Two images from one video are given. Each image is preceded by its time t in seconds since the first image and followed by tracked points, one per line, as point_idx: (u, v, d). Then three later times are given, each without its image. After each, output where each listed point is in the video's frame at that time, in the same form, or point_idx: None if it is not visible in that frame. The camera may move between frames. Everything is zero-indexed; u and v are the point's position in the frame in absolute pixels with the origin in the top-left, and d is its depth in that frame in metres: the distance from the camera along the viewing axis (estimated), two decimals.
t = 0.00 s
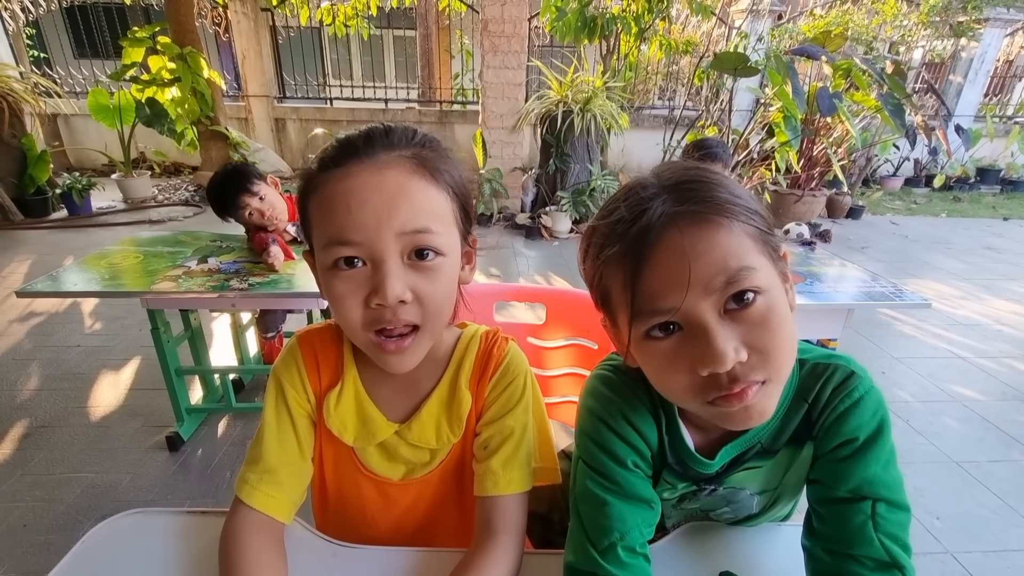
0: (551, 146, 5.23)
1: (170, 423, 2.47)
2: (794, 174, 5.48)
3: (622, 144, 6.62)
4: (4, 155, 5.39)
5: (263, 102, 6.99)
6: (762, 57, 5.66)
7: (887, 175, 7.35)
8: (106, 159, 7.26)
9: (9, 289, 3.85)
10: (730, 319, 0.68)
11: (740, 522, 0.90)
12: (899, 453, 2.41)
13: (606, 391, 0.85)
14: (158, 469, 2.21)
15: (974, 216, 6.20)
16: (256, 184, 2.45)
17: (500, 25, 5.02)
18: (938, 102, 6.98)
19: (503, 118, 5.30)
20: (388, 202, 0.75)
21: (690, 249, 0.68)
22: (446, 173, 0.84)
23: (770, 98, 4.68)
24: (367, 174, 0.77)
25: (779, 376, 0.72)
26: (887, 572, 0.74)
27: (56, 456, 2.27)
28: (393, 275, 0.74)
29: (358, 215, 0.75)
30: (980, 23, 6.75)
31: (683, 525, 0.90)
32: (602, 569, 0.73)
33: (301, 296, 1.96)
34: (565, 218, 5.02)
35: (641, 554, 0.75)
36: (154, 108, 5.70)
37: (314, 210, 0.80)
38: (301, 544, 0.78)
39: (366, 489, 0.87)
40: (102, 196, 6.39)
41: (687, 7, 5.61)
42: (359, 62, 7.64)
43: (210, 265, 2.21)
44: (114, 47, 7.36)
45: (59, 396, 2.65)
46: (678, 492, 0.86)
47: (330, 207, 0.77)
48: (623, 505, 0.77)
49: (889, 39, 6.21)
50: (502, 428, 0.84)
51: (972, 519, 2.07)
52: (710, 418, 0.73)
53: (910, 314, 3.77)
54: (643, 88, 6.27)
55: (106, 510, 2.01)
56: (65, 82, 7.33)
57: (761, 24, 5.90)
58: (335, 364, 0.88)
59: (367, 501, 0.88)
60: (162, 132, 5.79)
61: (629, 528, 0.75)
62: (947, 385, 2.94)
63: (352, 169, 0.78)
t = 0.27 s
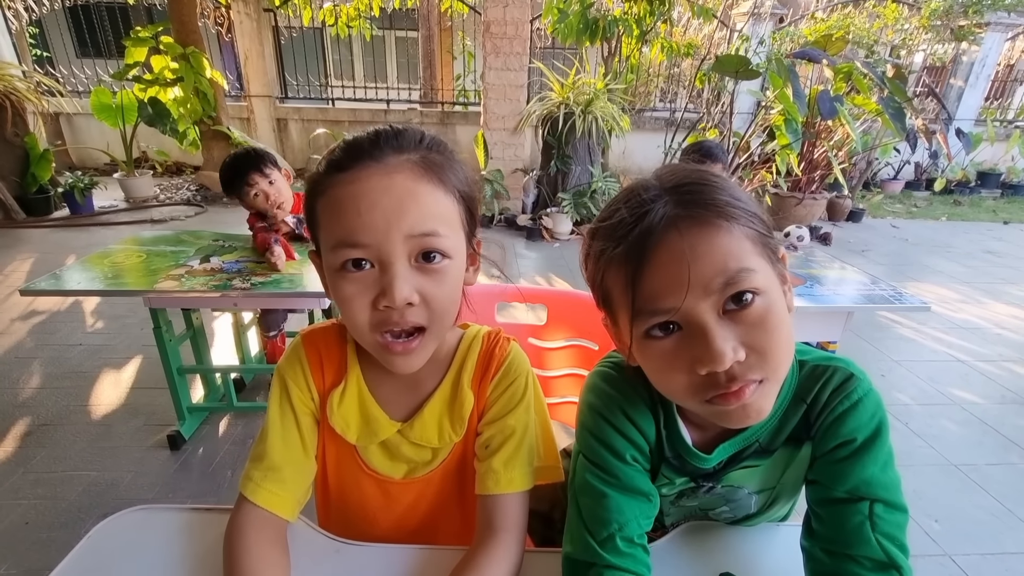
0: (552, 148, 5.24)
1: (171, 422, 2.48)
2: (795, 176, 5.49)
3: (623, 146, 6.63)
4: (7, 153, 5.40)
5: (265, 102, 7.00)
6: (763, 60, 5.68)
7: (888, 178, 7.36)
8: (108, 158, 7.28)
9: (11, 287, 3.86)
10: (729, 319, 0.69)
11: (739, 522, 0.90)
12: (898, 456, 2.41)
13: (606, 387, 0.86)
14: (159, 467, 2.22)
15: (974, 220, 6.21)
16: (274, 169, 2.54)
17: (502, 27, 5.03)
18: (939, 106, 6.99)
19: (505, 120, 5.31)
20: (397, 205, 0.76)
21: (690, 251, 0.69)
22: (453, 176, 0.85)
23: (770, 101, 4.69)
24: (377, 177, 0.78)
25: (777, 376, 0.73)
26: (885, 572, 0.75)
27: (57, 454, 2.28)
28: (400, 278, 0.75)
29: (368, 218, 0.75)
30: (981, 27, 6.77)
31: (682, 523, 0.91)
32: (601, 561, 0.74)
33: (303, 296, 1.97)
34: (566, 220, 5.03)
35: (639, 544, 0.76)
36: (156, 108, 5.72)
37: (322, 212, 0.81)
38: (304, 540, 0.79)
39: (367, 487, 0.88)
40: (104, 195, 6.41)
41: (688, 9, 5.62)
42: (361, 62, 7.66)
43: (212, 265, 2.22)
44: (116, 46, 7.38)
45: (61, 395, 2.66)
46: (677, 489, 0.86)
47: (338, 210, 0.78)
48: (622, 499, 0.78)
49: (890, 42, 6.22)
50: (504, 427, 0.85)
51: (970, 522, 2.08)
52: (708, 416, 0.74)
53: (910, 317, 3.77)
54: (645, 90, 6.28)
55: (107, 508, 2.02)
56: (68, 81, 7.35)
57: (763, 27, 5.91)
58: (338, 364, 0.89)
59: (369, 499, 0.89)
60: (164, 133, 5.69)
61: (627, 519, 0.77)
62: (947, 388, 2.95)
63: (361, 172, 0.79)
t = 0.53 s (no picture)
0: (552, 149, 5.25)
1: (172, 422, 2.49)
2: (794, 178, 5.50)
3: (623, 147, 6.65)
4: (8, 154, 5.41)
5: (266, 103, 7.01)
6: (762, 62, 5.69)
7: (888, 179, 7.37)
8: (109, 159, 7.29)
9: (13, 288, 3.87)
10: (732, 317, 0.70)
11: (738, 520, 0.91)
12: (897, 456, 2.42)
13: (608, 387, 0.87)
14: (161, 467, 2.23)
15: (974, 222, 6.22)
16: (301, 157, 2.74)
17: (502, 28, 5.04)
18: (939, 107, 7.00)
19: (505, 121, 5.33)
20: (402, 207, 0.77)
21: (691, 251, 0.70)
22: (457, 178, 0.87)
23: (770, 102, 4.71)
24: (381, 178, 0.79)
25: (780, 372, 0.74)
26: (883, 569, 0.76)
27: (59, 454, 2.29)
28: (405, 277, 0.76)
29: (373, 218, 0.77)
30: (980, 29, 6.79)
31: (682, 522, 0.92)
32: (606, 561, 0.75)
33: (304, 296, 1.98)
34: (566, 221, 5.04)
35: (643, 545, 0.77)
36: (157, 109, 5.76)
37: (328, 213, 0.82)
38: (309, 538, 0.80)
39: (372, 487, 0.89)
40: (105, 196, 6.42)
41: (688, 11, 5.63)
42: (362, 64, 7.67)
43: (214, 266, 2.23)
44: (118, 47, 7.39)
45: (63, 395, 2.67)
46: (677, 487, 0.87)
47: (343, 211, 0.79)
48: (624, 497, 0.79)
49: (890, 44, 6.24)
50: (508, 427, 0.86)
51: (969, 522, 2.08)
52: (714, 414, 0.75)
53: (909, 318, 3.78)
54: (645, 92, 6.30)
55: (109, 508, 2.02)
56: (70, 82, 7.37)
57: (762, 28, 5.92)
58: (343, 364, 0.90)
59: (374, 498, 0.90)
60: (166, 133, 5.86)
61: (630, 520, 0.77)
62: (946, 389, 2.96)
63: (367, 174, 0.80)
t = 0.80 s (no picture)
0: (553, 150, 5.26)
1: (174, 422, 2.50)
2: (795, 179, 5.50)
3: (624, 148, 6.66)
4: (11, 154, 5.43)
5: (268, 104, 7.03)
6: (764, 63, 5.70)
7: (889, 180, 7.37)
8: (111, 159, 7.31)
9: (15, 288, 3.88)
10: (735, 316, 0.70)
11: (740, 516, 0.92)
12: (898, 457, 2.42)
13: (616, 377, 0.87)
14: (162, 466, 2.23)
15: (975, 223, 6.22)
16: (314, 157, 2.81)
17: (504, 29, 5.05)
18: (940, 108, 7.00)
19: (506, 122, 5.33)
20: (404, 200, 0.78)
21: (689, 254, 0.71)
22: (458, 174, 0.87)
23: (771, 103, 4.71)
24: (384, 172, 0.80)
25: (788, 368, 0.74)
26: (883, 565, 0.76)
27: (62, 452, 2.30)
28: (406, 269, 0.77)
29: (376, 211, 0.77)
30: (981, 30, 6.79)
31: (685, 518, 0.92)
32: (589, 546, 0.76)
33: (306, 296, 1.98)
34: (567, 222, 5.05)
35: (630, 536, 0.78)
36: (160, 109, 5.83)
37: (330, 209, 0.83)
38: (311, 536, 0.81)
39: (373, 484, 0.90)
40: (107, 197, 6.44)
41: (690, 12, 5.64)
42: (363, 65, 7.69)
43: (216, 265, 2.24)
44: (120, 48, 7.42)
45: (65, 394, 2.68)
46: (681, 481, 0.88)
47: (346, 205, 0.80)
48: (618, 488, 0.80)
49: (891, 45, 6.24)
50: (510, 425, 0.86)
51: (970, 522, 2.09)
52: (724, 413, 0.76)
53: (910, 319, 3.78)
54: (646, 93, 6.31)
55: (111, 507, 2.03)
56: (72, 83, 7.39)
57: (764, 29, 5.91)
58: (342, 361, 0.91)
59: (374, 496, 0.90)
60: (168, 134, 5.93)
61: (620, 508, 0.78)
62: (947, 390, 2.96)
63: (368, 169, 0.81)
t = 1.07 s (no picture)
0: (555, 151, 5.26)
1: (177, 419, 2.51)
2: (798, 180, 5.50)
3: (626, 149, 6.66)
4: (16, 153, 5.46)
5: (271, 104, 7.05)
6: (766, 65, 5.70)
7: (892, 182, 7.36)
8: (115, 159, 7.34)
9: (20, 286, 3.90)
10: (748, 344, 0.71)
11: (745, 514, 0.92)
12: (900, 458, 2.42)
13: (621, 372, 0.88)
14: (165, 464, 2.24)
15: (978, 225, 6.21)
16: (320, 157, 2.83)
17: (506, 30, 5.06)
18: (943, 110, 6.99)
19: (509, 122, 5.34)
20: (409, 194, 0.79)
21: (701, 283, 0.71)
22: (463, 172, 0.88)
23: (774, 104, 4.71)
24: (391, 166, 0.81)
25: (802, 394, 0.75)
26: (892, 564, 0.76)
27: (66, 449, 2.31)
28: (410, 263, 0.78)
29: (381, 203, 0.78)
30: (985, 32, 6.79)
31: (688, 514, 0.92)
32: (579, 527, 0.78)
33: (309, 295, 1.99)
34: (569, 222, 5.06)
35: (620, 521, 0.80)
36: (164, 109, 5.85)
37: (336, 200, 0.84)
38: (312, 530, 0.82)
39: (373, 480, 0.91)
40: (111, 196, 6.47)
41: (692, 14, 5.65)
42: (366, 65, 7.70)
43: (220, 264, 2.25)
44: (125, 48, 7.45)
45: (69, 392, 2.69)
46: (682, 474, 0.88)
47: (352, 196, 0.81)
48: (613, 476, 0.80)
49: (894, 47, 6.24)
50: (513, 421, 0.87)
51: (972, 524, 2.08)
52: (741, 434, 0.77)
53: (913, 321, 3.77)
54: (648, 94, 6.31)
55: (114, 503, 2.04)
56: (77, 82, 7.42)
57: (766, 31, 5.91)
58: (343, 357, 0.92)
59: (375, 492, 0.91)
60: (172, 133, 5.92)
61: (614, 495, 0.80)
62: (949, 392, 2.95)
63: (375, 162, 0.82)
